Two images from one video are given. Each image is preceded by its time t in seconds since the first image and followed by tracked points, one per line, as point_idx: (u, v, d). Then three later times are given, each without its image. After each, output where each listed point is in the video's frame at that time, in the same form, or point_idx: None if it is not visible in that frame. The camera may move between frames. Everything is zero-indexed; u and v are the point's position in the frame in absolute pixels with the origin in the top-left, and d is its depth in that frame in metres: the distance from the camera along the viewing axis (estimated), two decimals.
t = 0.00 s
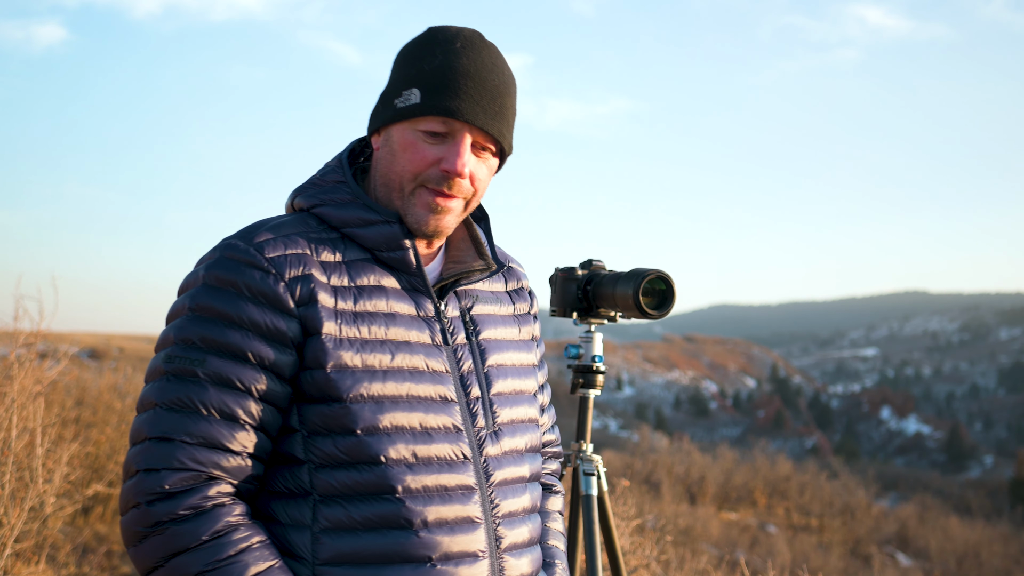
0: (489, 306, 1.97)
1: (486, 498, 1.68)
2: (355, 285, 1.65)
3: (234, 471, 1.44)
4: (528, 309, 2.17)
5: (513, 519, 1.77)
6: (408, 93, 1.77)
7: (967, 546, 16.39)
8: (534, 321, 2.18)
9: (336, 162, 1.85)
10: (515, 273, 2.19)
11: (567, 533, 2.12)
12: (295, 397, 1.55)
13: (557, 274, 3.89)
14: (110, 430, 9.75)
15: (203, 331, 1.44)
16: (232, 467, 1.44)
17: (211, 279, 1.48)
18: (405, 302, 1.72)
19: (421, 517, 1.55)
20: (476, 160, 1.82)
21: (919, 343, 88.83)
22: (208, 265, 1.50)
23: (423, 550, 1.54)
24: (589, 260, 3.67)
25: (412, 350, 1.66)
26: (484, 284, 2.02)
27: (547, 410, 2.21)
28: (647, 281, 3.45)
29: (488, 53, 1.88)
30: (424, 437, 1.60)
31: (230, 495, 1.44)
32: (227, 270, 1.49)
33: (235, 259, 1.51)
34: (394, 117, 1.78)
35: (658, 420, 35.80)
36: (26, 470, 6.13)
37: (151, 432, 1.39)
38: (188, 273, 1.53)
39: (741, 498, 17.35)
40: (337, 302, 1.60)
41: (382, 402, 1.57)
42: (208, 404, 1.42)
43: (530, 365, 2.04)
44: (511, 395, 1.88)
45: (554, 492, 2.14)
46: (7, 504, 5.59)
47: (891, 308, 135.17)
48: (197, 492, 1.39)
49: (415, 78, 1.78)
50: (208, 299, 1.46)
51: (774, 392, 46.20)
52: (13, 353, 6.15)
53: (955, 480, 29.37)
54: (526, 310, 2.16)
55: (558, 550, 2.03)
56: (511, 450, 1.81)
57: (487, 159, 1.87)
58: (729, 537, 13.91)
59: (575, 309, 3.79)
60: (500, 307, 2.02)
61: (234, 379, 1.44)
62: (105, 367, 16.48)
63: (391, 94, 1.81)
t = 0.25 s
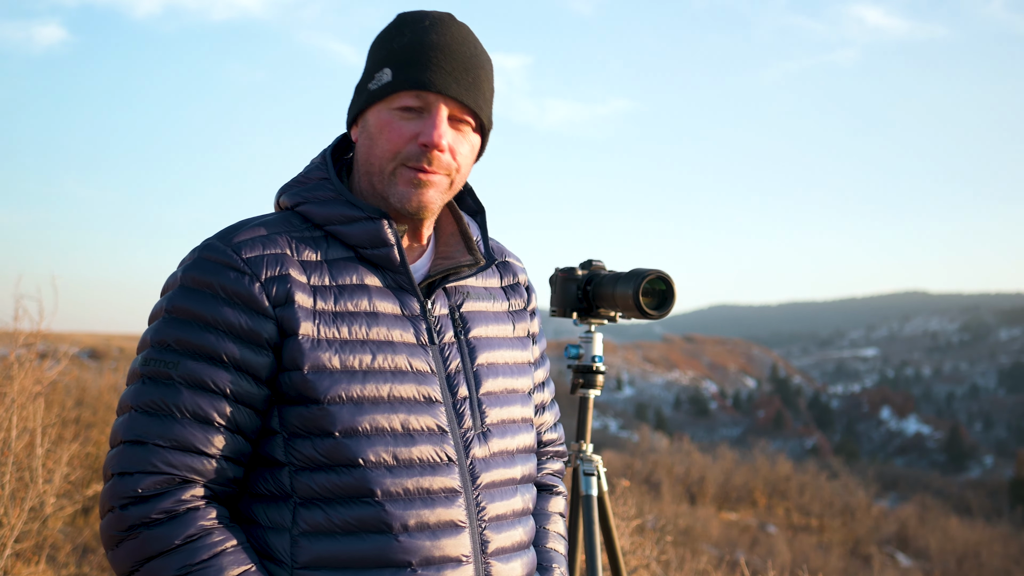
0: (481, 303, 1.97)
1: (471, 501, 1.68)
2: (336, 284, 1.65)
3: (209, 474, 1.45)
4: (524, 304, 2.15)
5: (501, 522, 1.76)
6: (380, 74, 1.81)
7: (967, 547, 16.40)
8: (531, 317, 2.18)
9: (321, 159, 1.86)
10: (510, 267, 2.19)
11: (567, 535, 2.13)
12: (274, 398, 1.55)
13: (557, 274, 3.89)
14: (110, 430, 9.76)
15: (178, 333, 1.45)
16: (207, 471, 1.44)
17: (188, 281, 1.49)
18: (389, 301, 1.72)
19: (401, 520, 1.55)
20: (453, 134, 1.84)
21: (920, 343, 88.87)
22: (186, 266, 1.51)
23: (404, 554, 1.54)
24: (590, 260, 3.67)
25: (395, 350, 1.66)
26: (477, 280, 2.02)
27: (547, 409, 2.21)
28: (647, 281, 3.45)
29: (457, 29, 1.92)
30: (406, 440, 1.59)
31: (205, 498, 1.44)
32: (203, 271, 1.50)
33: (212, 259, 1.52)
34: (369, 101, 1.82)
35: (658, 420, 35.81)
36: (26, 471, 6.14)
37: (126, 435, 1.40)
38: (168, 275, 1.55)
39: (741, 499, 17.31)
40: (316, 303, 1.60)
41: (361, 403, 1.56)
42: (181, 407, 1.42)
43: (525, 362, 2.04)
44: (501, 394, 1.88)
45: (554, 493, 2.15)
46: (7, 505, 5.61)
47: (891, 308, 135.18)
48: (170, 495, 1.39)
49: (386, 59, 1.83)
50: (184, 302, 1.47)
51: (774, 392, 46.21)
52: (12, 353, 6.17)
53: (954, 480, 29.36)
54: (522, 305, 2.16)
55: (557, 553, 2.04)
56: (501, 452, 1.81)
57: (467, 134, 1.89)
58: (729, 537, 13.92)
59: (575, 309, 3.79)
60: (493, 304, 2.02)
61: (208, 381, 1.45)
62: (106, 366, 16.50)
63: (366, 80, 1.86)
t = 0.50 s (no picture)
0: (480, 303, 1.97)
1: (467, 500, 1.68)
2: (332, 283, 1.65)
3: (204, 472, 1.45)
4: (524, 304, 2.15)
5: (498, 522, 1.76)
6: (370, 70, 1.83)
7: (967, 547, 16.40)
8: (531, 317, 2.18)
9: (319, 159, 1.87)
10: (510, 267, 2.19)
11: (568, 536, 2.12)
12: (270, 397, 1.55)
13: (557, 274, 3.89)
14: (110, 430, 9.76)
15: (174, 331, 1.46)
16: (202, 469, 1.44)
17: (184, 280, 1.49)
18: (385, 300, 1.72)
19: (396, 519, 1.55)
20: (442, 128, 1.84)
21: (920, 343, 88.89)
22: (182, 265, 1.51)
23: (398, 553, 1.54)
24: (589, 260, 3.67)
25: (390, 349, 1.66)
26: (475, 279, 2.02)
27: (548, 410, 2.21)
28: (647, 282, 3.44)
29: (446, 22, 1.93)
30: (400, 439, 1.59)
31: (200, 495, 1.44)
32: (200, 270, 1.50)
33: (209, 258, 1.52)
34: (359, 97, 1.84)
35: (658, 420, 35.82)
36: (26, 471, 6.14)
37: (121, 432, 1.40)
38: (164, 275, 1.55)
39: (741, 499, 17.29)
40: (312, 301, 1.60)
41: (356, 401, 1.56)
42: (177, 404, 1.42)
43: (525, 363, 2.04)
44: (499, 394, 1.88)
45: (556, 495, 2.14)
46: (7, 505, 5.60)
47: (891, 308, 135.20)
48: (165, 493, 1.39)
49: (375, 55, 1.85)
50: (180, 300, 1.47)
51: (774, 392, 46.21)
52: (12, 353, 6.16)
53: (955, 480, 29.36)
54: (522, 305, 2.15)
55: (557, 555, 2.03)
56: (498, 451, 1.81)
57: (457, 128, 1.89)
58: (729, 537, 13.93)
59: (575, 309, 3.79)
60: (492, 303, 2.02)
61: (203, 379, 1.45)
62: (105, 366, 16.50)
63: (358, 77, 1.88)
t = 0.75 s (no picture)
0: (484, 304, 1.98)
1: (472, 500, 1.69)
2: (339, 284, 1.66)
3: (212, 471, 1.45)
4: (527, 306, 2.16)
5: (503, 522, 1.76)
6: (372, 72, 1.84)
7: (967, 547, 16.40)
8: (534, 319, 2.18)
9: (325, 160, 1.87)
10: (513, 268, 2.20)
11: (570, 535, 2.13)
12: (277, 397, 1.55)
13: (557, 274, 3.89)
14: (109, 431, 9.76)
15: (182, 332, 1.46)
16: (211, 469, 1.45)
17: (193, 280, 1.50)
18: (390, 300, 1.72)
19: (402, 518, 1.55)
20: (444, 130, 1.85)
21: (920, 343, 88.90)
22: (190, 266, 1.52)
23: (405, 553, 1.54)
24: (589, 260, 3.67)
25: (397, 350, 1.66)
26: (479, 281, 2.03)
27: (549, 410, 2.21)
28: (647, 281, 3.45)
29: (449, 26, 1.93)
30: (407, 438, 1.60)
31: (209, 495, 1.45)
32: (207, 270, 1.50)
33: (217, 259, 1.52)
34: (363, 98, 1.85)
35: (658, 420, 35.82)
36: (26, 471, 6.14)
37: (131, 432, 1.40)
38: (172, 276, 1.55)
39: (741, 499, 17.34)
40: (318, 302, 1.60)
41: (363, 402, 1.57)
42: (186, 404, 1.43)
43: (527, 364, 2.04)
44: (503, 394, 1.88)
45: (557, 493, 2.15)
46: (7, 505, 5.61)
47: (891, 308, 135.19)
48: (176, 492, 1.40)
49: (378, 57, 1.85)
50: (188, 301, 1.48)
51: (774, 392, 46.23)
52: (12, 353, 6.17)
53: (954, 480, 29.37)
54: (524, 307, 2.16)
55: (559, 554, 2.03)
56: (503, 451, 1.81)
57: (460, 131, 1.90)
58: (729, 537, 13.94)
59: (575, 309, 3.79)
60: (495, 305, 2.03)
61: (212, 378, 1.45)
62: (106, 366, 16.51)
63: (361, 80, 1.89)
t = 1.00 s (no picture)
0: (485, 304, 1.98)
1: (475, 500, 1.69)
2: (342, 287, 1.66)
3: (217, 474, 1.46)
4: (528, 305, 2.16)
5: (506, 521, 1.77)
6: (374, 74, 1.84)
7: (967, 547, 16.40)
8: (535, 318, 2.18)
9: (327, 163, 1.87)
10: (515, 269, 2.20)
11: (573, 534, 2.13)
12: (281, 400, 1.55)
13: (557, 275, 3.89)
14: (110, 430, 9.76)
15: (187, 335, 1.46)
16: (216, 471, 1.45)
17: (196, 284, 1.50)
18: (393, 302, 1.72)
19: (406, 520, 1.55)
20: (444, 131, 1.85)
21: (920, 343, 88.92)
22: (194, 270, 1.52)
23: (409, 553, 1.55)
24: (589, 260, 3.67)
25: (400, 351, 1.66)
26: (481, 281, 2.03)
27: (552, 409, 2.21)
28: (647, 282, 3.45)
29: (449, 27, 1.93)
30: (410, 440, 1.60)
31: (214, 498, 1.45)
32: (211, 274, 1.50)
33: (220, 263, 1.53)
34: (364, 100, 1.86)
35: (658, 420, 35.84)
36: (26, 470, 6.14)
37: (136, 436, 1.40)
38: (175, 280, 1.55)
39: (741, 499, 17.36)
40: (321, 305, 1.60)
41: (366, 404, 1.57)
42: (191, 407, 1.43)
43: (530, 364, 2.04)
44: (506, 395, 1.88)
45: (560, 492, 2.16)
46: (7, 505, 5.61)
47: (891, 308, 135.19)
48: (181, 495, 1.40)
49: (379, 59, 1.86)
50: (192, 304, 1.48)
51: (774, 392, 46.23)
52: (13, 353, 6.17)
53: (954, 480, 29.37)
54: (526, 307, 2.16)
55: (562, 552, 2.04)
56: (505, 451, 1.82)
57: (460, 132, 1.90)
58: (729, 537, 13.94)
59: (575, 309, 3.80)
60: (497, 305, 2.03)
61: (216, 381, 1.45)
62: (106, 366, 16.51)
63: (363, 82, 1.90)
